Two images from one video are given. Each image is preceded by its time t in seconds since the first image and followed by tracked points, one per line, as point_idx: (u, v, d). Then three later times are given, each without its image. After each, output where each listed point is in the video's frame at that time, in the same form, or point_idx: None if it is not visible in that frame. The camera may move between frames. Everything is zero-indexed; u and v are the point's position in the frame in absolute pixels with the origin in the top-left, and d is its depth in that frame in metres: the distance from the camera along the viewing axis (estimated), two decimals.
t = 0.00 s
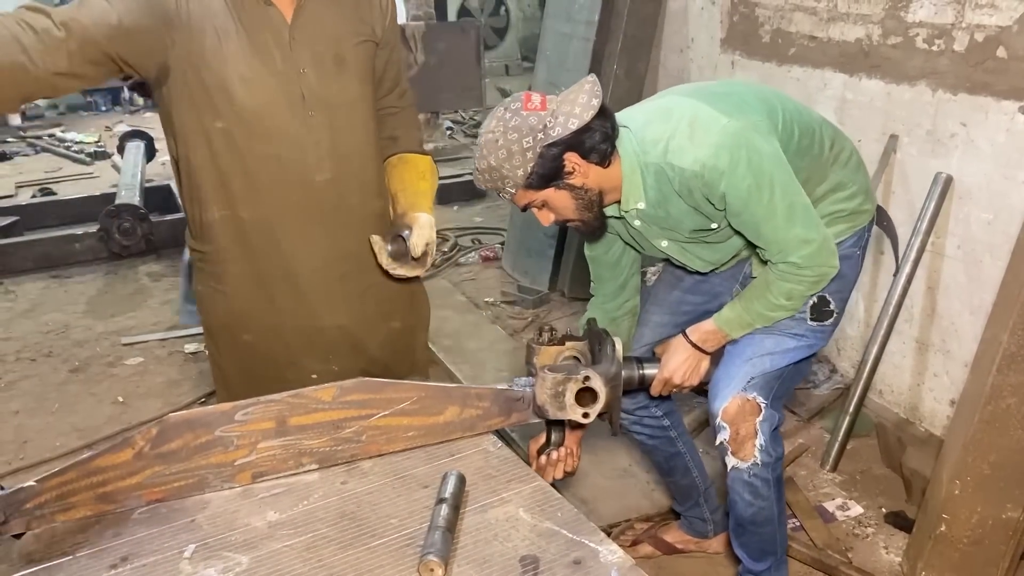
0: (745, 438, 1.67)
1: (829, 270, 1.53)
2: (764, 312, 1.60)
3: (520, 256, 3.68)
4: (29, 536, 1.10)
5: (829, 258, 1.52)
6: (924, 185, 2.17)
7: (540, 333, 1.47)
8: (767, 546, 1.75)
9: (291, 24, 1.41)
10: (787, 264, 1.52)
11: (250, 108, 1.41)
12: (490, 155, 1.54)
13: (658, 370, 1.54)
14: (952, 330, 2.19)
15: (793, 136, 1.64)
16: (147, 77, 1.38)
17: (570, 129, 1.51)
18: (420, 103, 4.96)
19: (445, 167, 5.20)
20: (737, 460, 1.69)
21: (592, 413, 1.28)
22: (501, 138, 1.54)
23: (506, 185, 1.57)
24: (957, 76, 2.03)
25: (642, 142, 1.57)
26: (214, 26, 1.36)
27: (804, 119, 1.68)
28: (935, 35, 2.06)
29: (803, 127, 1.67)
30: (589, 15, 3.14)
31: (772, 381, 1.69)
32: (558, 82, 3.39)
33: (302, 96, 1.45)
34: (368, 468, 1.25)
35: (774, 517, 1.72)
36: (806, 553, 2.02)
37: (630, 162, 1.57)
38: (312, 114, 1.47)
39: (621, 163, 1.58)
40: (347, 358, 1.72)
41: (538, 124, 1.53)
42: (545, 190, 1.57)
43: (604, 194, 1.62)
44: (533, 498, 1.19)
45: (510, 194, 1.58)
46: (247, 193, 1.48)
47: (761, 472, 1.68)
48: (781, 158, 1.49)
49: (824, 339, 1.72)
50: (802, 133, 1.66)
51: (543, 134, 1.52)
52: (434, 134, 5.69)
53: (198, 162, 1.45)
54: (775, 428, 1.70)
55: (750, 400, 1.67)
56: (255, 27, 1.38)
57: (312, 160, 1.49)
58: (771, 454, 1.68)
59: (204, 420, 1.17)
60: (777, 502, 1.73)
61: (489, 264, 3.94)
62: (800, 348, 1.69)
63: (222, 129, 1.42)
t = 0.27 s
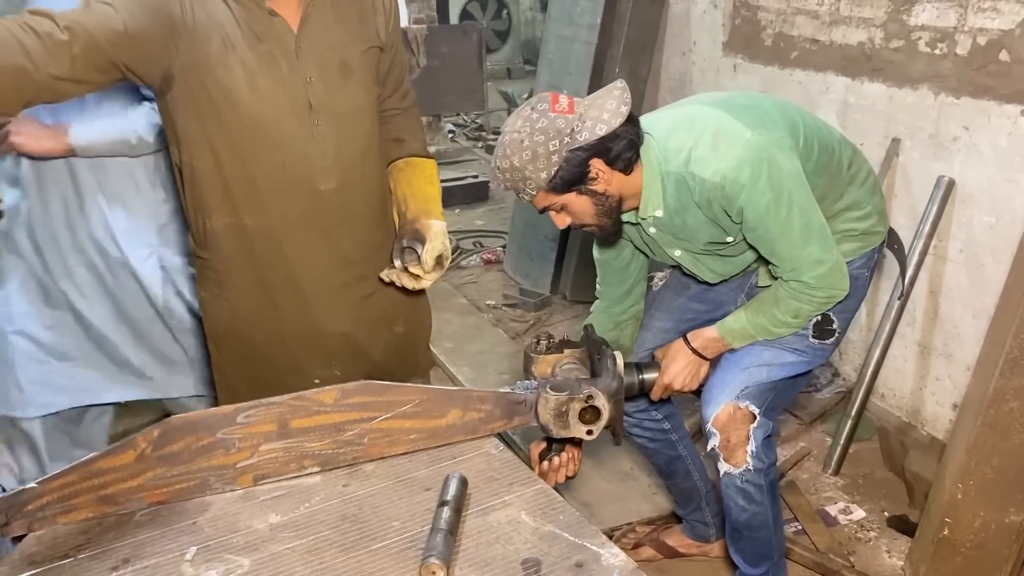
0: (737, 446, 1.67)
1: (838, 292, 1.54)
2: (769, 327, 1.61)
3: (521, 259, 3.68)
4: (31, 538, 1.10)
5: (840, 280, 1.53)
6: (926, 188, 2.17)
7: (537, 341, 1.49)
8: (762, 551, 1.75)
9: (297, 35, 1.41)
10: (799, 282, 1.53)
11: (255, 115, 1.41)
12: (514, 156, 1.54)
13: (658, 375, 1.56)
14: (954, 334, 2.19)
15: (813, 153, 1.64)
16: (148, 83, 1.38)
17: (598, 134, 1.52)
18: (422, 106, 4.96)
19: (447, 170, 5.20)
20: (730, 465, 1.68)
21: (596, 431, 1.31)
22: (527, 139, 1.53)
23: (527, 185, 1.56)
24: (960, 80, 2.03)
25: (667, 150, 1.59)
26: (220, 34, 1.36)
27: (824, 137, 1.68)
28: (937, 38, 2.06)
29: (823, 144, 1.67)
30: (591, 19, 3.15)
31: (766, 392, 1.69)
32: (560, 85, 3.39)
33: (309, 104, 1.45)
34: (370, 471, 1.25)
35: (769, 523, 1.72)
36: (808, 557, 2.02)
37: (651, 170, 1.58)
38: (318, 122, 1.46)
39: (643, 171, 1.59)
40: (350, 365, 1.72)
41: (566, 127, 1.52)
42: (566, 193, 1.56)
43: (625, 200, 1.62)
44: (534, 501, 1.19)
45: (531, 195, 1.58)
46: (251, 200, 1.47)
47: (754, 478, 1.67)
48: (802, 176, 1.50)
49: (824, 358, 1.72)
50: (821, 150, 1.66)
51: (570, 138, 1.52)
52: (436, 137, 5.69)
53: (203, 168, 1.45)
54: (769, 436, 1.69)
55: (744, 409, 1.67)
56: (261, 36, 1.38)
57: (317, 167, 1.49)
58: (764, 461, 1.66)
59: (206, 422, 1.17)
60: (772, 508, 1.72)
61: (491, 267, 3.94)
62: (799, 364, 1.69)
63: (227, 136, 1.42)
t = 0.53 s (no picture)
0: (745, 449, 1.67)
1: (842, 293, 1.54)
2: (774, 328, 1.61)
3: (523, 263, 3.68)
4: (33, 541, 1.10)
5: (843, 281, 1.53)
6: (927, 193, 2.18)
7: (540, 346, 1.50)
8: (756, 550, 1.75)
9: (309, 39, 1.43)
10: (801, 285, 1.53)
11: (264, 119, 1.42)
12: (515, 159, 1.53)
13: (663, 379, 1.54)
14: (955, 338, 2.19)
15: (813, 154, 1.64)
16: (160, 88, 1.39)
17: (600, 138, 1.51)
18: (423, 110, 4.97)
19: (448, 174, 5.20)
20: (738, 469, 1.67)
21: (600, 435, 1.30)
22: (529, 142, 1.52)
23: (529, 189, 1.55)
24: (961, 84, 2.03)
25: (667, 154, 1.59)
26: (231, 38, 1.37)
27: (823, 137, 1.68)
28: (938, 43, 2.07)
29: (823, 145, 1.67)
30: (592, 23, 3.16)
31: (774, 394, 1.69)
32: (561, 89, 3.40)
33: (318, 107, 1.45)
34: (372, 475, 1.25)
35: (767, 523, 1.72)
36: (811, 562, 2.02)
37: (651, 174, 1.59)
38: (326, 126, 1.47)
39: (644, 175, 1.59)
40: (354, 369, 1.72)
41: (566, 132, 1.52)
42: (568, 198, 1.56)
43: (624, 205, 1.61)
44: (537, 505, 1.19)
45: (531, 199, 1.57)
46: (258, 203, 1.48)
47: (759, 480, 1.67)
48: (803, 179, 1.50)
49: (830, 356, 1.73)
50: (820, 151, 1.66)
51: (572, 142, 1.52)
52: (438, 141, 5.70)
53: (211, 170, 1.45)
54: (775, 438, 1.70)
55: (753, 412, 1.67)
56: (271, 41, 1.39)
57: (324, 171, 1.50)
58: (770, 463, 1.67)
59: (209, 426, 1.17)
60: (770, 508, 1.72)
61: (492, 270, 3.94)
62: (806, 364, 1.70)
63: (235, 139, 1.42)
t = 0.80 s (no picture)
0: (747, 454, 1.66)
1: (844, 300, 1.55)
2: (775, 335, 1.62)
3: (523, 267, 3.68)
4: (34, 546, 1.10)
5: (845, 290, 1.54)
6: (929, 197, 2.17)
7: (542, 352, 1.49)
8: (757, 556, 1.75)
9: (319, 43, 1.43)
10: (805, 294, 1.54)
11: (273, 121, 1.42)
12: (517, 171, 1.52)
13: (664, 385, 1.54)
14: (957, 343, 2.18)
15: (814, 160, 1.64)
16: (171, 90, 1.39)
17: (601, 148, 1.51)
18: (423, 115, 4.98)
19: (448, 178, 5.21)
20: (739, 475, 1.68)
21: (602, 443, 1.30)
22: (530, 153, 1.52)
23: (529, 199, 1.54)
24: (962, 89, 2.03)
25: (667, 162, 1.58)
26: (242, 41, 1.37)
27: (822, 141, 1.69)
28: (939, 48, 2.07)
29: (823, 150, 1.67)
30: (593, 27, 3.16)
31: (777, 400, 1.69)
32: (562, 93, 3.40)
33: (326, 110, 1.46)
34: (373, 480, 1.25)
35: (769, 530, 1.72)
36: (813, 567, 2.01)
37: (652, 182, 1.58)
38: (333, 129, 1.47)
39: (645, 183, 1.59)
40: (356, 373, 1.72)
41: (568, 142, 1.52)
42: (569, 208, 1.55)
43: (625, 214, 1.61)
44: (538, 510, 1.18)
45: (532, 210, 1.57)
46: (265, 205, 1.48)
47: (761, 486, 1.68)
48: (804, 187, 1.50)
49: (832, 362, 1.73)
50: (821, 156, 1.66)
51: (573, 153, 1.52)
52: (438, 145, 5.70)
53: (217, 171, 1.45)
54: (777, 444, 1.70)
55: (755, 418, 1.66)
56: (281, 44, 1.39)
57: (331, 174, 1.50)
58: (772, 470, 1.67)
59: (209, 430, 1.17)
60: (772, 515, 1.72)
61: (492, 275, 3.94)
62: (808, 369, 1.70)
63: (243, 141, 1.42)
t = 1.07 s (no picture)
0: (749, 458, 1.67)
1: (848, 307, 1.55)
2: (778, 341, 1.63)
3: (523, 271, 3.69)
4: (34, 550, 1.10)
5: (849, 296, 1.54)
6: (928, 202, 2.18)
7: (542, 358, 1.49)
8: (757, 560, 1.75)
9: (319, 45, 1.43)
10: (810, 299, 1.54)
11: (276, 123, 1.43)
12: (532, 180, 1.50)
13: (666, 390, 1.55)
14: (956, 347, 2.19)
15: (817, 166, 1.65)
16: (177, 93, 1.41)
17: (619, 160, 1.52)
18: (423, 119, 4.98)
19: (448, 182, 5.21)
20: (742, 478, 1.67)
21: (607, 448, 1.31)
22: (546, 162, 1.50)
23: (543, 210, 1.53)
24: (961, 95, 2.04)
25: (678, 168, 1.58)
26: (246, 45, 1.38)
27: (825, 148, 1.69)
28: (938, 53, 2.08)
29: (825, 156, 1.67)
30: (593, 33, 3.17)
31: (779, 404, 1.68)
32: (562, 98, 3.41)
33: (328, 113, 1.46)
34: (374, 485, 1.25)
35: (769, 533, 1.72)
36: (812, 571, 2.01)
37: (663, 189, 1.58)
38: (336, 131, 1.48)
39: (656, 191, 1.58)
40: (357, 377, 1.71)
41: (586, 153, 1.51)
42: (582, 218, 1.55)
43: (636, 224, 1.62)
44: (539, 514, 1.19)
45: (544, 221, 1.55)
46: (267, 208, 1.49)
47: (762, 490, 1.67)
48: (812, 194, 1.51)
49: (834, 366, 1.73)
50: (823, 162, 1.67)
51: (590, 164, 1.51)
52: (438, 150, 5.71)
53: (219, 173, 1.46)
54: (778, 448, 1.70)
55: (758, 421, 1.66)
56: (283, 47, 1.40)
57: (334, 176, 1.50)
58: (773, 473, 1.67)
59: (210, 435, 1.17)
60: (773, 519, 1.72)
61: (492, 279, 3.95)
62: (810, 373, 1.70)
63: (246, 143, 1.43)
